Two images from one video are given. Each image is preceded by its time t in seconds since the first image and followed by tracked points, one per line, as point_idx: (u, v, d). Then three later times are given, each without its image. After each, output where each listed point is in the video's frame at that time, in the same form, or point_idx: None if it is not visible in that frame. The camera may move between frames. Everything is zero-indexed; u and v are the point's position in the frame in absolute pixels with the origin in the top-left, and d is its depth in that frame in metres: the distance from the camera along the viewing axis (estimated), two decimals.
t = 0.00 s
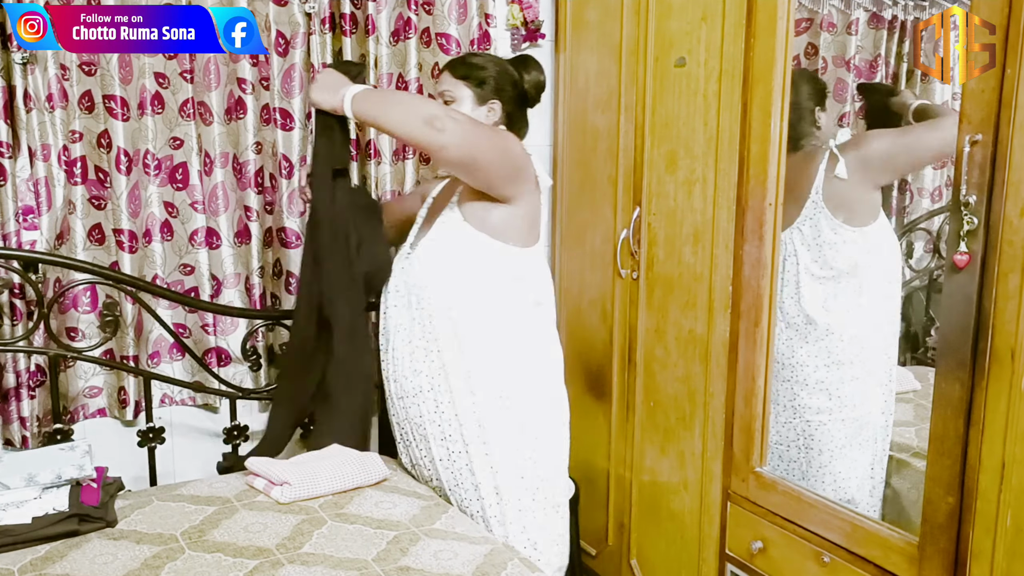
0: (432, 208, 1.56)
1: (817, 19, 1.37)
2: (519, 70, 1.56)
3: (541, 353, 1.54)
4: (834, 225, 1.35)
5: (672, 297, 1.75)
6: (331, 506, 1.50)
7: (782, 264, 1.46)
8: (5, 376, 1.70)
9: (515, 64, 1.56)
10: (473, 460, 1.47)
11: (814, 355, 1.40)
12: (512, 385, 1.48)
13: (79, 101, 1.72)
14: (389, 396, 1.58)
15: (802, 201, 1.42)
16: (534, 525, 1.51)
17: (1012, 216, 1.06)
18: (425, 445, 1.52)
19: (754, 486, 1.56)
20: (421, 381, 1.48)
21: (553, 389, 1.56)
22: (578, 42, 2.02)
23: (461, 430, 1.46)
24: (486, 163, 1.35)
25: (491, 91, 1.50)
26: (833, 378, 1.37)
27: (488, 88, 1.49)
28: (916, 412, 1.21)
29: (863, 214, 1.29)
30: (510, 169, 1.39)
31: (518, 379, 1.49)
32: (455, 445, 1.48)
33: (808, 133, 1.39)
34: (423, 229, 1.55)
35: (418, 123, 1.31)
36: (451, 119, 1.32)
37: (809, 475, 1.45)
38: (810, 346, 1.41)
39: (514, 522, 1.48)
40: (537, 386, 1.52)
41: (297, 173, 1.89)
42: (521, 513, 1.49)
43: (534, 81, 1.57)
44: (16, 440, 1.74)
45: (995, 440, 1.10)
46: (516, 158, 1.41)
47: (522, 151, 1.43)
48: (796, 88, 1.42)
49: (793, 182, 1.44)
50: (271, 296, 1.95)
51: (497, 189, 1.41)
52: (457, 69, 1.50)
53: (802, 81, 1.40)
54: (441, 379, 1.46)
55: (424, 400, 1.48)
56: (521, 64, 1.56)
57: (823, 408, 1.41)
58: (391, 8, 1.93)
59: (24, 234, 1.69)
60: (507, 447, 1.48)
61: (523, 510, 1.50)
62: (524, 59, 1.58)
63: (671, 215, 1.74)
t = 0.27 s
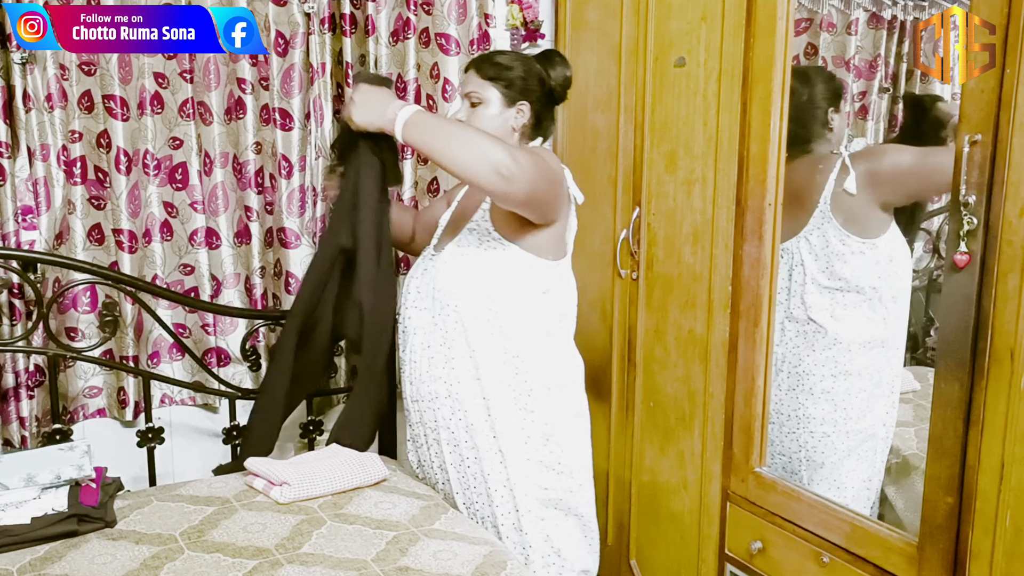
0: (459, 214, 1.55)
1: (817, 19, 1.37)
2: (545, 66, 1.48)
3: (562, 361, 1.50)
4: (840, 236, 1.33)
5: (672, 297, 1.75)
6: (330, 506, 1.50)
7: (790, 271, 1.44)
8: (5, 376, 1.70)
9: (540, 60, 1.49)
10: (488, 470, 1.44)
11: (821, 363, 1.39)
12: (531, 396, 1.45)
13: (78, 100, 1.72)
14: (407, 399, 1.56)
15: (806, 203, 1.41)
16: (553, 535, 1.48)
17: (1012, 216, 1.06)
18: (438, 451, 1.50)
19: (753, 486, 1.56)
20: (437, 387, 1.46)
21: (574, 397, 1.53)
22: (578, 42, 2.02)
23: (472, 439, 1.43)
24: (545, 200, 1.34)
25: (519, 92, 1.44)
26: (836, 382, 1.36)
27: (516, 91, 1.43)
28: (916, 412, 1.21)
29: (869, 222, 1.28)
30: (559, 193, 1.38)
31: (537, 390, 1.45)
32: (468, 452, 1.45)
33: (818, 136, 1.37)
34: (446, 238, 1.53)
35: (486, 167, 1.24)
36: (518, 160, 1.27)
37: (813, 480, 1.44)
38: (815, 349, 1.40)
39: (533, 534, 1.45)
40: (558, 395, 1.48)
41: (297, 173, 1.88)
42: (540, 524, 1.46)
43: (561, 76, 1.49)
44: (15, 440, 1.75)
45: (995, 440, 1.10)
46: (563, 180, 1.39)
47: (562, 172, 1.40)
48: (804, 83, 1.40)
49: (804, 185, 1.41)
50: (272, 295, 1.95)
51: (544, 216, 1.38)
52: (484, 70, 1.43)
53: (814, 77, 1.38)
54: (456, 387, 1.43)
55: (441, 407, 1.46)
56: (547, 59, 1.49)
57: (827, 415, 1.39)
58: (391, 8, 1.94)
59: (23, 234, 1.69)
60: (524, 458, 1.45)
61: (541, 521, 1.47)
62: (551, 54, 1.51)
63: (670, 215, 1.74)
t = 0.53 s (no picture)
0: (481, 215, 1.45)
1: (817, 19, 1.37)
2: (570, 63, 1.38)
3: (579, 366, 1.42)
4: (846, 245, 1.32)
5: (672, 297, 1.75)
6: (330, 506, 1.50)
7: (796, 278, 1.43)
8: (4, 376, 1.70)
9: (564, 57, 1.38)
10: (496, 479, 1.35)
11: (831, 368, 1.37)
12: (547, 404, 1.35)
13: (77, 100, 1.72)
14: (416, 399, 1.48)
15: (809, 206, 1.39)
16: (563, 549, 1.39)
17: (1012, 216, 1.06)
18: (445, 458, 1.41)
19: (753, 486, 1.56)
20: (446, 391, 1.36)
21: (589, 403, 1.46)
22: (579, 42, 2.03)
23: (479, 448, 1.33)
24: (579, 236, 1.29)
25: (544, 95, 1.34)
26: (839, 387, 1.36)
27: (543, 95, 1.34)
28: (915, 412, 1.21)
29: (868, 227, 1.27)
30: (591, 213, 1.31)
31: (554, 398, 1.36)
32: (475, 457, 1.35)
33: (823, 138, 1.35)
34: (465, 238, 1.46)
35: (510, 232, 1.19)
36: (550, 216, 1.21)
37: (816, 483, 1.43)
38: (821, 355, 1.39)
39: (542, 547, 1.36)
40: (575, 401, 1.40)
41: (297, 174, 1.88)
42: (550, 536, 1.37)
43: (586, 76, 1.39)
44: (14, 440, 1.75)
45: (994, 440, 1.10)
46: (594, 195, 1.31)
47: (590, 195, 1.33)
48: (813, 82, 1.38)
49: (814, 187, 1.38)
50: (273, 296, 1.94)
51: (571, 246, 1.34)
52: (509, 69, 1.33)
53: (822, 75, 1.36)
54: (466, 391, 1.34)
55: (449, 412, 1.36)
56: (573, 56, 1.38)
57: (834, 421, 1.37)
58: (390, 8, 1.93)
59: (22, 234, 1.69)
60: (536, 467, 1.36)
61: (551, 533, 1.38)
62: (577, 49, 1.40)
63: (670, 215, 1.74)
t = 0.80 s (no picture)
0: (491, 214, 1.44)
1: (816, 19, 1.37)
2: (590, 63, 1.35)
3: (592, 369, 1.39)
4: (849, 250, 1.31)
5: (671, 298, 1.75)
6: (329, 506, 1.50)
7: (795, 283, 1.43)
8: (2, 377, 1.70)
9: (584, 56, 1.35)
10: (502, 482, 1.32)
11: (832, 373, 1.36)
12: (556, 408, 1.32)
13: (75, 100, 1.72)
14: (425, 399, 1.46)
15: (812, 209, 1.39)
16: (569, 557, 1.35)
17: (1010, 217, 1.06)
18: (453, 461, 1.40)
19: (752, 486, 1.56)
20: (455, 391, 1.35)
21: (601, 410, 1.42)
22: (578, 41, 2.04)
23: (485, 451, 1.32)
24: (555, 246, 1.22)
25: (565, 97, 1.33)
26: (840, 391, 1.35)
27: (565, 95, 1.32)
28: (914, 412, 1.21)
29: (869, 229, 1.27)
30: (579, 224, 1.24)
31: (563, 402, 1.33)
32: (478, 459, 1.34)
33: (827, 139, 1.35)
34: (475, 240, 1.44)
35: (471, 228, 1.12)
36: (519, 217, 1.14)
37: (818, 484, 1.42)
38: (823, 358, 1.38)
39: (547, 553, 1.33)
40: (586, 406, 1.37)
41: (296, 174, 1.88)
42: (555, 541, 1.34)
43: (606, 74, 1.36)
44: (12, 441, 1.74)
45: (993, 440, 1.10)
46: (585, 206, 1.24)
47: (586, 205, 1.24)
48: (820, 81, 1.37)
49: (815, 190, 1.38)
50: (272, 296, 1.94)
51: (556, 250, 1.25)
52: (530, 71, 1.31)
53: (828, 74, 1.35)
54: (472, 393, 1.33)
55: (458, 413, 1.35)
56: (593, 54, 1.36)
57: (836, 425, 1.37)
58: (389, 8, 1.93)
59: (21, 234, 1.69)
60: (544, 472, 1.32)
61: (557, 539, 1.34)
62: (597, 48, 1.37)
63: (669, 215, 1.74)
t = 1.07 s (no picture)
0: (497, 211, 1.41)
1: (815, 19, 1.37)
2: (594, 63, 1.32)
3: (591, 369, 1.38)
4: (850, 250, 1.31)
5: (670, 298, 1.75)
6: (328, 506, 1.50)
7: (796, 284, 1.43)
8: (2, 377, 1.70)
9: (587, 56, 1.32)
10: (501, 480, 1.33)
11: (834, 374, 1.36)
12: (555, 408, 1.32)
13: (75, 100, 1.72)
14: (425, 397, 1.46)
15: (813, 211, 1.39)
16: (568, 556, 1.35)
17: (1009, 217, 1.06)
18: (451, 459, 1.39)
19: (751, 486, 1.56)
20: (455, 390, 1.35)
21: (601, 409, 1.42)
22: (578, 41, 2.04)
23: (483, 450, 1.32)
24: (549, 245, 1.21)
25: (574, 99, 1.29)
26: (841, 393, 1.35)
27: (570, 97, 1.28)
28: (913, 412, 1.21)
29: (869, 229, 1.27)
30: (576, 226, 1.23)
31: (562, 402, 1.33)
32: (477, 458, 1.34)
33: (828, 140, 1.34)
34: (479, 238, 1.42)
35: (464, 214, 1.13)
36: (513, 210, 1.13)
37: (818, 484, 1.42)
38: (824, 361, 1.38)
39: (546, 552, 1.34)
40: (585, 406, 1.36)
41: (295, 174, 1.87)
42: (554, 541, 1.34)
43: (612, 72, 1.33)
44: (11, 441, 1.74)
45: (992, 440, 1.10)
46: (585, 208, 1.23)
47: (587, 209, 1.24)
48: (825, 79, 1.35)
49: (814, 191, 1.38)
50: (272, 296, 1.94)
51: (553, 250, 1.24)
52: (535, 74, 1.27)
53: (833, 73, 1.33)
54: (472, 393, 1.32)
55: (457, 412, 1.35)
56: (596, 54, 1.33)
57: (838, 426, 1.36)
58: (388, 9, 1.92)
59: (19, 235, 1.68)
60: (543, 471, 1.32)
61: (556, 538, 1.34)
62: (598, 46, 1.34)
63: (668, 215, 1.74)
